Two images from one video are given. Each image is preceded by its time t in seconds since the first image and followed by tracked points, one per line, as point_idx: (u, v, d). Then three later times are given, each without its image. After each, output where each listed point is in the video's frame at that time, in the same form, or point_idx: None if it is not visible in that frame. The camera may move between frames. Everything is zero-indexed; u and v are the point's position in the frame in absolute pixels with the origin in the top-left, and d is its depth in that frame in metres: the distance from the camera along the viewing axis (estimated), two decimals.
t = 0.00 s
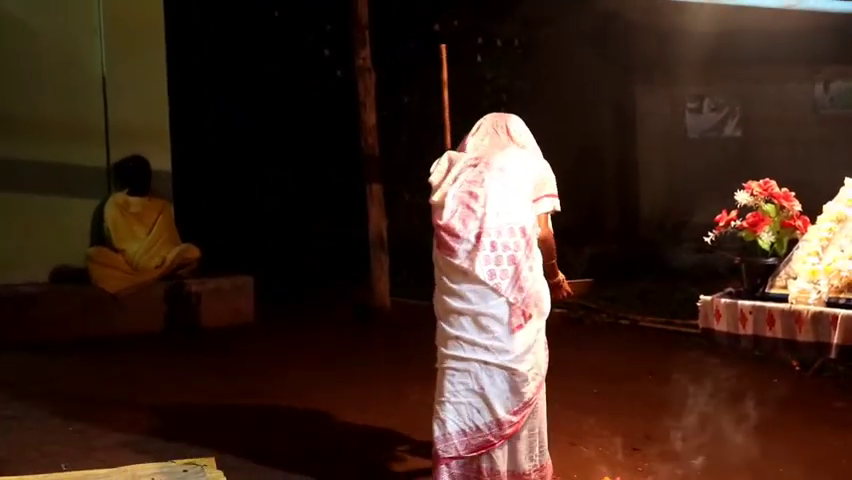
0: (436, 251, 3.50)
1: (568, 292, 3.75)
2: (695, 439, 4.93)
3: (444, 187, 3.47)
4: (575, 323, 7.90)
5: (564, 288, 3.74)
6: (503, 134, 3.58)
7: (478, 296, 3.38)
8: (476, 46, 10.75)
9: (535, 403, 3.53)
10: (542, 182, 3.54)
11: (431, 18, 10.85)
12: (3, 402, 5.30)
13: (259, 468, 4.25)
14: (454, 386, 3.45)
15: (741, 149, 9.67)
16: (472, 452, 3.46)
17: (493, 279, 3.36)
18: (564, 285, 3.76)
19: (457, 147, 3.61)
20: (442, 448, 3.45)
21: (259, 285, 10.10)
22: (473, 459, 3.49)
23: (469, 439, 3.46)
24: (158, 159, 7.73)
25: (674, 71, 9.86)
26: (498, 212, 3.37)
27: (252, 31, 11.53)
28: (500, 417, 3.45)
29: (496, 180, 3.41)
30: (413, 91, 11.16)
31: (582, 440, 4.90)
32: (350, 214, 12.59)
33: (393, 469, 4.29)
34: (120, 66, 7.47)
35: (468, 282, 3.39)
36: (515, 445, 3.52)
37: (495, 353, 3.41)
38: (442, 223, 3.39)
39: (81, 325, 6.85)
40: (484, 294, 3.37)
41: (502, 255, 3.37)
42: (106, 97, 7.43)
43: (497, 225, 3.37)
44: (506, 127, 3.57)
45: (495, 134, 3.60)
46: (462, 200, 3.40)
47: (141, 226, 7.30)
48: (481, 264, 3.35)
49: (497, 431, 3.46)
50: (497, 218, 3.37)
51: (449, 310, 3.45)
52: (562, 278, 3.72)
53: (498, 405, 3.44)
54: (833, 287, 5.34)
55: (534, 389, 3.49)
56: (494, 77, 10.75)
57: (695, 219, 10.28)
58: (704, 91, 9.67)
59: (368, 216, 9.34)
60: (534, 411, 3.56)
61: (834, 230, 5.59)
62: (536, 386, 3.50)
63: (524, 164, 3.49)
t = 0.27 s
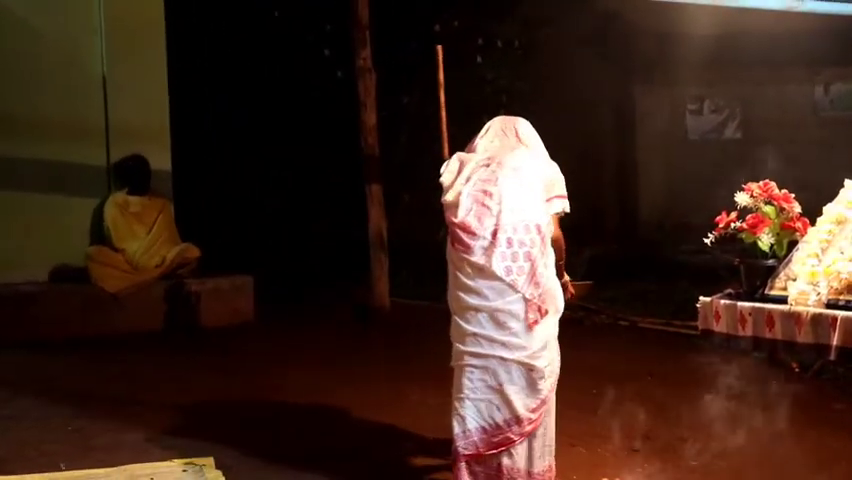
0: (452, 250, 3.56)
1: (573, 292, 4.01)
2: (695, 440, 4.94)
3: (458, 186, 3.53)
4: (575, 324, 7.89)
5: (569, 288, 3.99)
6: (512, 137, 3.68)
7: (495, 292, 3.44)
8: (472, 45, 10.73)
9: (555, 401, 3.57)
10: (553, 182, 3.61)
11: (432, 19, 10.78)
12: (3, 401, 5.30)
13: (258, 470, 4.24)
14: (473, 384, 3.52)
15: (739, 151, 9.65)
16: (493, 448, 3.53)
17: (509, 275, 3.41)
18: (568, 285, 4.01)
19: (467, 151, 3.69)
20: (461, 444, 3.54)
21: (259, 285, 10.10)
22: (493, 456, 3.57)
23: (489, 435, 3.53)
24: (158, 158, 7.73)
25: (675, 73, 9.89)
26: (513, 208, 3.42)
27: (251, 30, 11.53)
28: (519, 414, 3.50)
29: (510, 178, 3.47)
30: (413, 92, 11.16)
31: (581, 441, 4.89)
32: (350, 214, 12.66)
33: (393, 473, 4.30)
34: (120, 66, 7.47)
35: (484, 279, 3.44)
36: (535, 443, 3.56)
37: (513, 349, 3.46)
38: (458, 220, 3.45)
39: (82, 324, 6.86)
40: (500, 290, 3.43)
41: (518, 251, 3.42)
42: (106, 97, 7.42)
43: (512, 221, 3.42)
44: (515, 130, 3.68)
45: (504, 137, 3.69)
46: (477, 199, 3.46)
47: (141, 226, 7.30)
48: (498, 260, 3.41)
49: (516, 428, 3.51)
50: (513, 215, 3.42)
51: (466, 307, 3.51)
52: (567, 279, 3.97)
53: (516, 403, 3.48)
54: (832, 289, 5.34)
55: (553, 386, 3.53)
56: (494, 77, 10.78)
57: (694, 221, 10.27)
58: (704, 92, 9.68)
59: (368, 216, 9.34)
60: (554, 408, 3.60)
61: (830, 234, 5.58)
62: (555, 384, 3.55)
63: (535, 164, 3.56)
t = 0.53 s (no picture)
0: (458, 252, 3.57)
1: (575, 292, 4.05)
2: (690, 439, 4.94)
3: (462, 188, 3.58)
4: (572, 325, 7.88)
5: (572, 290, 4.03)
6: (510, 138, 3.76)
7: (504, 292, 3.46)
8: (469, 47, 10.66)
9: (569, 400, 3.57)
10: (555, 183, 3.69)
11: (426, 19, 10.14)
12: None
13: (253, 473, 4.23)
14: (486, 382, 3.56)
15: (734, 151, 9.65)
16: (505, 446, 3.55)
17: (518, 274, 3.44)
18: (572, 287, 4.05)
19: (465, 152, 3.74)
20: (476, 441, 3.59)
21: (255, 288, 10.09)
22: (507, 454, 3.59)
23: (501, 433, 3.56)
24: (152, 161, 7.73)
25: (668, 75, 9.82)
26: (520, 209, 3.49)
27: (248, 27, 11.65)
28: (531, 412, 3.51)
29: (515, 178, 3.54)
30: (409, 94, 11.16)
31: (575, 442, 4.88)
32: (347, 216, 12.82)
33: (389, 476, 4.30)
34: (115, 67, 7.48)
35: (493, 279, 3.46)
36: (549, 441, 3.57)
37: (523, 348, 3.47)
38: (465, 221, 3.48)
39: (77, 327, 6.86)
40: (510, 290, 3.45)
41: (526, 251, 3.47)
42: (101, 98, 7.43)
43: (519, 221, 3.48)
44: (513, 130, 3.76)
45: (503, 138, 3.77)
46: (484, 200, 3.51)
47: (137, 229, 7.31)
48: (507, 260, 3.44)
49: (529, 427, 3.52)
50: (519, 215, 3.48)
51: (475, 307, 3.52)
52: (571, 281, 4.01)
53: (527, 401, 3.50)
54: (826, 288, 4.51)
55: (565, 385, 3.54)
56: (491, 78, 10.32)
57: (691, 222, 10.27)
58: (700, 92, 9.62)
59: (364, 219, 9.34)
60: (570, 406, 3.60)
61: (828, 232, 4.70)
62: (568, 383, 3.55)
63: (537, 164, 3.64)
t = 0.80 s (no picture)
0: (459, 251, 3.60)
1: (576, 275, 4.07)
2: (691, 436, 4.94)
3: (461, 188, 3.63)
4: (571, 323, 7.88)
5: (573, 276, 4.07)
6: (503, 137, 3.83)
7: (507, 290, 3.49)
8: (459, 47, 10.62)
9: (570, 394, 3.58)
10: (549, 181, 3.77)
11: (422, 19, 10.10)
12: None
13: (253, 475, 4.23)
14: (490, 380, 3.54)
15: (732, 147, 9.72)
16: (512, 443, 3.55)
17: (521, 271, 3.48)
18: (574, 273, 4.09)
19: (459, 154, 3.80)
20: (485, 438, 3.59)
21: (253, 290, 10.09)
22: (514, 451, 3.59)
23: (508, 430, 3.54)
24: (147, 164, 7.74)
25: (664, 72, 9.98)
26: (521, 207, 3.54)
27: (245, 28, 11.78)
28: (536, 408, 3.50)
29: (512, 176, 3.61)
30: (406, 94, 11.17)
31: (576, 439, 4.88)
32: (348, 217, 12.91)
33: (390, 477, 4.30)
34: (111, 72, 7.48)
35: (496, 277, 3.49)
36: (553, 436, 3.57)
37: (527, 345, 3.47)
38: (466, 221, 3.53)
39: (77, 331, 6.85)
40: (514, 287, 3.47)
41: (529, 248, 3.51)
42: (97, 103, 7.43)
43: (520, 219, 3.53)
44: (503, 128, 3.83)
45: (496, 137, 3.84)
46: (484, 199, 3.56)
47: (135, 232, 7.30)
48: (510, 257, 3.48)
49: (534, 423, 3.51)
50: (520, 213, 3.54)
51: (477, 305, 3.53)
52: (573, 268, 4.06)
53: (533, 397, 3.49)
54: (825, 283, 4.44)
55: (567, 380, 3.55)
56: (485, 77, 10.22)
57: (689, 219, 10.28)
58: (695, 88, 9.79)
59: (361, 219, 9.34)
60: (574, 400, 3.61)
61: (826, 226, 4.66)
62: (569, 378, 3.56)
63: (532, 162, 3.71)
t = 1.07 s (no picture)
0: (455, 248, 3.66)
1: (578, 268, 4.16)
2: (688, 437, 4.94)
3: (456, 186, 3.68)
4: (569, 323, 7.89)
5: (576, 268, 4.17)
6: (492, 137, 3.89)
7: (504, 286, 3.57)
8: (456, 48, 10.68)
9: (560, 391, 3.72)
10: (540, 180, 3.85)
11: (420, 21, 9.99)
12: None
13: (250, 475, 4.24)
14: (484, 378, 3.65)
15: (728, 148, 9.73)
16: (505, 439, 3.66)
17: (518, 269, 3.56)
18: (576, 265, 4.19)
19: (451, 152, 3.84)
20: (475, 436, 3.68)
21: (252, 290, 10.10)
22: (506, 446, 3.70)
23: (501, 427, 3.66)
24: (148, 163, 7.71)
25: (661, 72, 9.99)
26: (517, 205, 3.62)
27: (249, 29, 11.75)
28: (530, 405, 3.63)
29: (507, 174, 3.67)
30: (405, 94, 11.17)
31: (574, 440, 4.88)
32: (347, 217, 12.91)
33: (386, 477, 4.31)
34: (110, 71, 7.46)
35: (493, 274, 3.57)
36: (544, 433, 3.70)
37: (523, 341, 3.59)
38: (464, 217, 3.58)
39: (75, 331, 6.87)
40: (511, 285, 3.57)
41: (525, 246, 3.59)
42: (96, 103, 7.42)
43: (516, 216, 3.60)
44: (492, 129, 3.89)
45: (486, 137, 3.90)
46: (480, 197, 3.61)
47: (133, 232, 7.29)
48: (507, 255, 3.55)
49: (528, 419, 3.64)
50: (516, 211, 3.61)
51: (473, 303, 3.62)
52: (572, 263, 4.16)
53: (527, 393, 3.61)
54: (822, 284, 4.41)
55: (559, 377, 3.69)
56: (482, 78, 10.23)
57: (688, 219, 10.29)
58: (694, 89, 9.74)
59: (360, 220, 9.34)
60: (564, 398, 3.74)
61: (823, 227, 4.62)
62: (560, 375, 3.70)
63: (524, 162, 3.78)
